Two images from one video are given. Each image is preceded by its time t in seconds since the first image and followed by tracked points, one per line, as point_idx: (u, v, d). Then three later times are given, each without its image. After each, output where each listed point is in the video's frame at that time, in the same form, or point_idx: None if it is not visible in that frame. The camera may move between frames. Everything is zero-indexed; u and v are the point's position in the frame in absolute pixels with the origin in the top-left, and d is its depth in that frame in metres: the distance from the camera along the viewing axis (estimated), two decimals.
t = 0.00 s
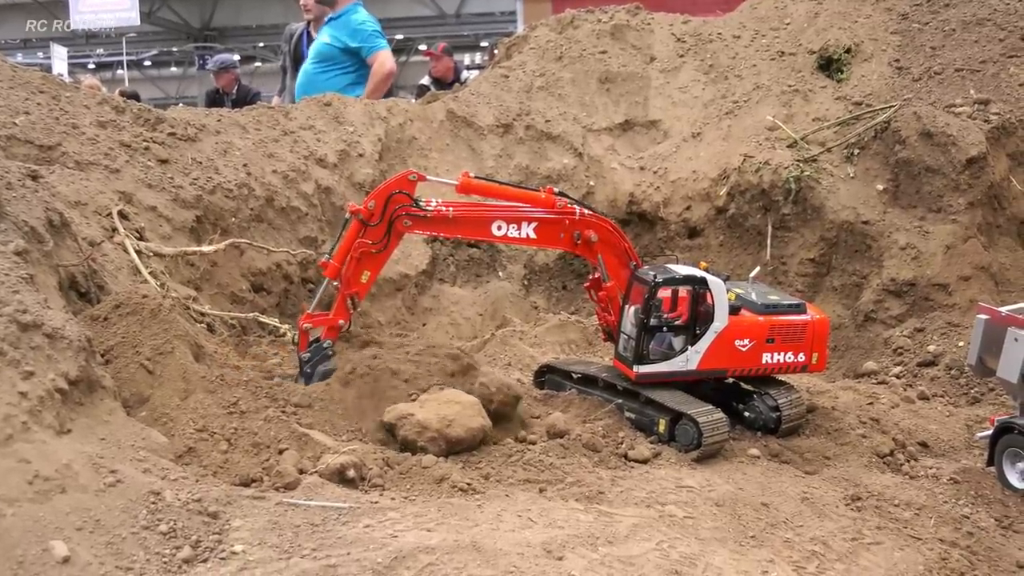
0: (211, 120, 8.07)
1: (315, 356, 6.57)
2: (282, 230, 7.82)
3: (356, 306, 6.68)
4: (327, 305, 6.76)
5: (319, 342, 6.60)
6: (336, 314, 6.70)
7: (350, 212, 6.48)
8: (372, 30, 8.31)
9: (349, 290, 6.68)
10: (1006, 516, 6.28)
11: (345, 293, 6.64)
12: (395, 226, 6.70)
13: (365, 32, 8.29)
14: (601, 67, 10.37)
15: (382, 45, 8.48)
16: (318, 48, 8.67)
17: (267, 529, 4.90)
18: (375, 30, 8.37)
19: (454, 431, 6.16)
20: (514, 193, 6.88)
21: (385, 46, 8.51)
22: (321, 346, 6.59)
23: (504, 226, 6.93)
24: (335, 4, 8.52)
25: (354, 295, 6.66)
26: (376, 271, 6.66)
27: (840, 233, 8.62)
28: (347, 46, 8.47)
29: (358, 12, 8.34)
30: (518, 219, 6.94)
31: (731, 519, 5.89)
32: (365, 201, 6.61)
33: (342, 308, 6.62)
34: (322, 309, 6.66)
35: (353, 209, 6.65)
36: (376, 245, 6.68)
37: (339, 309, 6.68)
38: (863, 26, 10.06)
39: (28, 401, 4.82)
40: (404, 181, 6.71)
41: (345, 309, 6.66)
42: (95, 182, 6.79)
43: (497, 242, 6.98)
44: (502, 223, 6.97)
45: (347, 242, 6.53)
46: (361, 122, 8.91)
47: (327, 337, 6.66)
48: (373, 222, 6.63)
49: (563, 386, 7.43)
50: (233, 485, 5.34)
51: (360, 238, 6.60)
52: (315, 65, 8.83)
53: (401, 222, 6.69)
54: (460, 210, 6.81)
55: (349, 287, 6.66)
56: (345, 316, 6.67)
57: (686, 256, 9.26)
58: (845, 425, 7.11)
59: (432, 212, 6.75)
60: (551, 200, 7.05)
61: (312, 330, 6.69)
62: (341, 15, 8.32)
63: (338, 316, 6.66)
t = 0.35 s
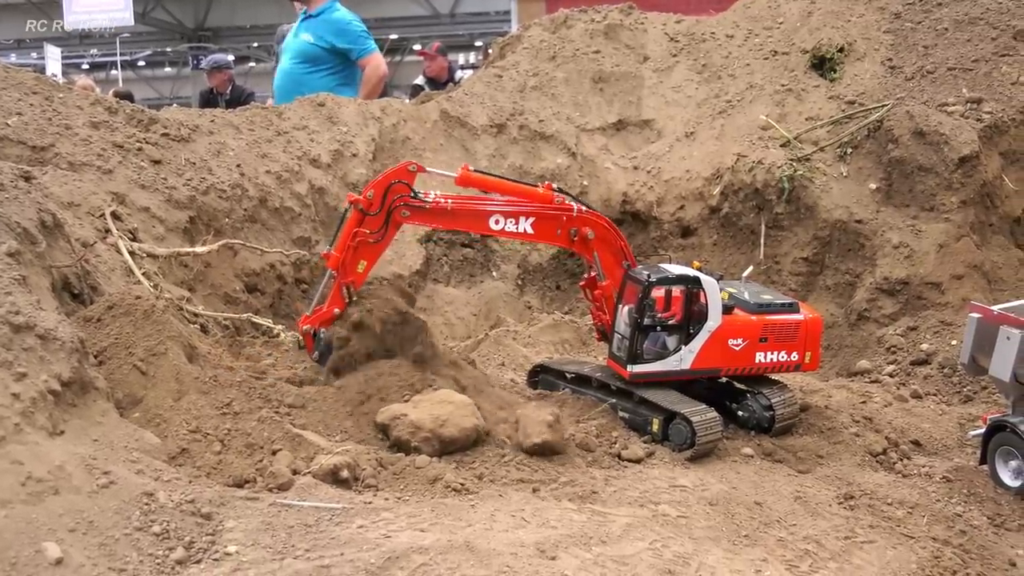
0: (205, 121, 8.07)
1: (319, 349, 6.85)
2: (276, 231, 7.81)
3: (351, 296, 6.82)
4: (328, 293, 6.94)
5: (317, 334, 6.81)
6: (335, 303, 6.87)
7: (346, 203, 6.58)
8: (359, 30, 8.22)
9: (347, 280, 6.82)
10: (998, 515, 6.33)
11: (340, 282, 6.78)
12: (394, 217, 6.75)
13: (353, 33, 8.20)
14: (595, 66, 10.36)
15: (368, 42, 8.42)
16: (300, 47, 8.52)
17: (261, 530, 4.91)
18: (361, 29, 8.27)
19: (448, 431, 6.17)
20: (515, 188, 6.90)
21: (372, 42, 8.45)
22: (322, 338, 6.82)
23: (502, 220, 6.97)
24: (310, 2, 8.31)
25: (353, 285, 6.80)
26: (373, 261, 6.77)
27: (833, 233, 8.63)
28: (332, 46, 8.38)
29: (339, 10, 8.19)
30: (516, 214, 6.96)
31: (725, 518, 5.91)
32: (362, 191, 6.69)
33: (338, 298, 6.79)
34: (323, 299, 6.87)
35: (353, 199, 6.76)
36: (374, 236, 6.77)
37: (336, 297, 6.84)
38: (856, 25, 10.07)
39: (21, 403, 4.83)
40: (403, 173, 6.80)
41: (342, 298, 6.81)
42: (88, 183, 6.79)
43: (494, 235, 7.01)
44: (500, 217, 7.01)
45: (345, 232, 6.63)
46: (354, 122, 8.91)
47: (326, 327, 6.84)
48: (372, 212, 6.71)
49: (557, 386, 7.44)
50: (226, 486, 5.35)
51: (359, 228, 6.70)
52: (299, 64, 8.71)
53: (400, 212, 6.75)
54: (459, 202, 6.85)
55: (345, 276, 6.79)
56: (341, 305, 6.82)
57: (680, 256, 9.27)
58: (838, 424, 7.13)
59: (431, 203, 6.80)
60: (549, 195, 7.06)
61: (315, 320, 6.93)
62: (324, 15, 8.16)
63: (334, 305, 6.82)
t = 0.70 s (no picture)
0: (186, 122, 8.07)
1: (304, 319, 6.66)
2: (258, 232, 7.81)
3: (339, 267, 6.76)
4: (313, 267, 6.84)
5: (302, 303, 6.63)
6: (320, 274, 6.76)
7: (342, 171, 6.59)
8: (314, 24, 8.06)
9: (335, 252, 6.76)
10: (976, 511, 6.40)
11: (328, 253, 6.72)
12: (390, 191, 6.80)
13: (307, 28, 8.03)
14: (577, 67, 10.41)
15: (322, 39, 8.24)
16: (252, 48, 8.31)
17: (240, 531, 4.93)
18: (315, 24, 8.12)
19: (428, 431, 6.20)
20: (508, 173, 7.00)
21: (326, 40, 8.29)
22: (308, 307, 6.62)
23: (493, 205, 7.04)
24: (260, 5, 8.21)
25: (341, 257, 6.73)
26: (364, 234, 6.75)
27: (815, 231, 8.65)
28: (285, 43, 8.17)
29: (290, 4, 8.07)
30: (507, 200, 7.04)
31: (704, 516, 5.95)
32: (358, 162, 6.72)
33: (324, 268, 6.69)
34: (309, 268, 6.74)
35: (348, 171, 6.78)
36: (367, 209, 6.75)
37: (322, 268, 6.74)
38: (836, 25, 10.12)
39: None
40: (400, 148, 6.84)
41: (328, 269, 6.72)
42: (69, 184, 6.80)
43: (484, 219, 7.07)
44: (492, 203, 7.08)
45: (338, 202, 6.62)
46: (336, 123, 8.97)
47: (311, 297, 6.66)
48: (366, 184, 6.73)
49: (538, 386, 7.46)
50: (206, 487, 5.37)
51: (352, 200, 6.71)
52: (253, 63, 8.49)
53: (395, 186, 6.79)
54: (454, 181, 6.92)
55: (334, 248, 6.74)
56: (327, 276, 6.72)
57: (662, 255, 9.29)
58: (817, 422, 7.17)
59: (426, 180, 6.85)
60: (542, 185, 7.16)
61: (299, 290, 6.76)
62: (275, 10, 8.03)
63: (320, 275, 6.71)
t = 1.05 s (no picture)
0: (158, 126, 8.07)
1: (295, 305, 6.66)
2: (230, 236, 7.82)
3: (327, 253, 6.81)
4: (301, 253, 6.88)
5: (293, 290, 6.63)
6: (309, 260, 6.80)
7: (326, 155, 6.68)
8: (279, 20, 7.96)
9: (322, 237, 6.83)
10: (945, 510, 6.48)
11: (316, 238, 6.78)
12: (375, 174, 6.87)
13: (270, 22, 7.92)
14: (551, 70, 10.41)
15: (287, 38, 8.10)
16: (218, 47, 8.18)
17: (209, 536, 4.94)
18: (281, 21, 8.05)
19: (400, 434, 6.22)
20: (491, 164, 7.09)
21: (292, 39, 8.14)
22: (298, 294, 6.60)
23: (476, 195, 7.10)
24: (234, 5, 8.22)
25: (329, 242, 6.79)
26: (349, 217, 6.82)
27: (787, 233, 8.68)
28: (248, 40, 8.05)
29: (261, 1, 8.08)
30: (490, 191, 7.11)
31: (676, 517, 5.98)
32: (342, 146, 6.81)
33: (313, 253, 6.74)
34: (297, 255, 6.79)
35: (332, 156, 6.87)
36: (352, 192, 6.83)
37: (310, 254, 6.79)
38: (808, 28, 10.18)
39: None
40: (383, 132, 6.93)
41: (316, 255, 6.77)
42: (39, 189, 6.79)
43: (467, 209, 7.13)
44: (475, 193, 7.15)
45: (323, 186, 6.70)
46: (310, 126, 9.07)
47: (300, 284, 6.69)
48: (350, 168, 6.81)
49: (511, 388, 7.49)
50: (175, 493, 5.37)
51: (336, 183, 6.79)
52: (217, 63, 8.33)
53: (380, 170, 6.87)
54: (438, 168, 7.01)
55: (321, 232, 6.80)
56: (316, 262, 6.77)
57: (635, 256, 9.27)
58: (789, 422, 7.22)
59: (410, 165, 6.93)
60: (526, 179, 7.24)
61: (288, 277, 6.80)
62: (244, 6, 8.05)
63: (309, 261, 6.75)
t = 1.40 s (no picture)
0: (121, 130, 8.06)
1: (289, 301, 6.80)
2: (195, 240, 7.82)
3: (315, 245, 6.87)
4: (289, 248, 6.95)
5: (285, 285, 6.75)
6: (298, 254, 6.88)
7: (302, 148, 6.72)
8: (247, 30, 7.94)
9: (308, 230, 6.88)
10: (906, 511, 6.56)
11: (302, 232, 6.83)
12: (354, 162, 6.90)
13: (239, 31, 7.91)
14: (518, 74, 10.42)
15: (256, 46, 8.08)
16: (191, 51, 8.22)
17: (171, 543, 4.92)
18: (252, 29, 8.01)
19: (363, 439, 6.23)
20: (465, 159, 7.09)
21: (261, 47, 8.12)
22: (291, 289, 6.75)
23: (450, 189, 7.09)
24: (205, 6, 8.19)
25: (316, 234, 6.86)
26: (332, 207, 6.87)
27: (752, 236, 8.74)
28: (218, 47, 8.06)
29: (232, 9, 8.05)
30: (464, 185, 7.12)
31: (640, 520, 6.02)
32: (317, 136, 6.84)
33: (301, 247, 6.82)
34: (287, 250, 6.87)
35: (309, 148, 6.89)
36: (331, 182, 6.86)
37: (298, 248, 6.86)
38: (773, 33, 10.24)
39: None
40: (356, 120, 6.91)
41: (304, 248, 6.84)
42: None
43: (443, 203, 7.14)
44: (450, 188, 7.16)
45: (302, 179, 6.74)
46: (276, 129, 9.01)
47: (292, 279, 6.80)
48: (327, 158, 6.83)
49: (476, 392, 7.51)
50: (136, 499, 5.36)
51: (315, 175, 6.82)
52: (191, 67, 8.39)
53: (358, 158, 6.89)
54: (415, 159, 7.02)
55: (306, 225, 6.85)
56: (305, 255, 6.85)
57: (601, 260, 9.28)
58: (753, 425, 7.28)
59: (386, 153, 6.96)
60: (502, 178, 7.20)
61: (279, 274, 6.90)
62: (215, 12, 8.03)
63: (298, 255, 6.82)
